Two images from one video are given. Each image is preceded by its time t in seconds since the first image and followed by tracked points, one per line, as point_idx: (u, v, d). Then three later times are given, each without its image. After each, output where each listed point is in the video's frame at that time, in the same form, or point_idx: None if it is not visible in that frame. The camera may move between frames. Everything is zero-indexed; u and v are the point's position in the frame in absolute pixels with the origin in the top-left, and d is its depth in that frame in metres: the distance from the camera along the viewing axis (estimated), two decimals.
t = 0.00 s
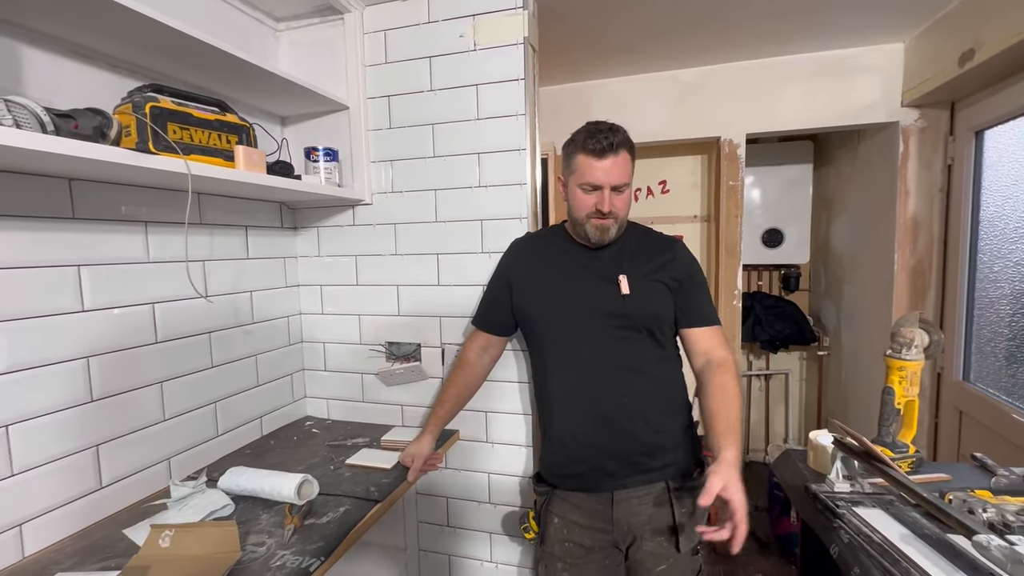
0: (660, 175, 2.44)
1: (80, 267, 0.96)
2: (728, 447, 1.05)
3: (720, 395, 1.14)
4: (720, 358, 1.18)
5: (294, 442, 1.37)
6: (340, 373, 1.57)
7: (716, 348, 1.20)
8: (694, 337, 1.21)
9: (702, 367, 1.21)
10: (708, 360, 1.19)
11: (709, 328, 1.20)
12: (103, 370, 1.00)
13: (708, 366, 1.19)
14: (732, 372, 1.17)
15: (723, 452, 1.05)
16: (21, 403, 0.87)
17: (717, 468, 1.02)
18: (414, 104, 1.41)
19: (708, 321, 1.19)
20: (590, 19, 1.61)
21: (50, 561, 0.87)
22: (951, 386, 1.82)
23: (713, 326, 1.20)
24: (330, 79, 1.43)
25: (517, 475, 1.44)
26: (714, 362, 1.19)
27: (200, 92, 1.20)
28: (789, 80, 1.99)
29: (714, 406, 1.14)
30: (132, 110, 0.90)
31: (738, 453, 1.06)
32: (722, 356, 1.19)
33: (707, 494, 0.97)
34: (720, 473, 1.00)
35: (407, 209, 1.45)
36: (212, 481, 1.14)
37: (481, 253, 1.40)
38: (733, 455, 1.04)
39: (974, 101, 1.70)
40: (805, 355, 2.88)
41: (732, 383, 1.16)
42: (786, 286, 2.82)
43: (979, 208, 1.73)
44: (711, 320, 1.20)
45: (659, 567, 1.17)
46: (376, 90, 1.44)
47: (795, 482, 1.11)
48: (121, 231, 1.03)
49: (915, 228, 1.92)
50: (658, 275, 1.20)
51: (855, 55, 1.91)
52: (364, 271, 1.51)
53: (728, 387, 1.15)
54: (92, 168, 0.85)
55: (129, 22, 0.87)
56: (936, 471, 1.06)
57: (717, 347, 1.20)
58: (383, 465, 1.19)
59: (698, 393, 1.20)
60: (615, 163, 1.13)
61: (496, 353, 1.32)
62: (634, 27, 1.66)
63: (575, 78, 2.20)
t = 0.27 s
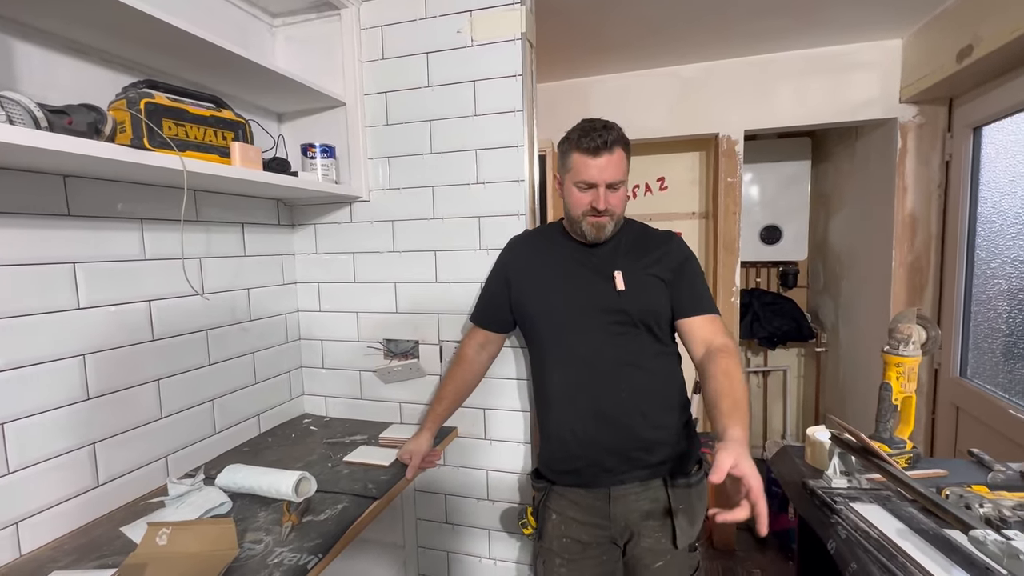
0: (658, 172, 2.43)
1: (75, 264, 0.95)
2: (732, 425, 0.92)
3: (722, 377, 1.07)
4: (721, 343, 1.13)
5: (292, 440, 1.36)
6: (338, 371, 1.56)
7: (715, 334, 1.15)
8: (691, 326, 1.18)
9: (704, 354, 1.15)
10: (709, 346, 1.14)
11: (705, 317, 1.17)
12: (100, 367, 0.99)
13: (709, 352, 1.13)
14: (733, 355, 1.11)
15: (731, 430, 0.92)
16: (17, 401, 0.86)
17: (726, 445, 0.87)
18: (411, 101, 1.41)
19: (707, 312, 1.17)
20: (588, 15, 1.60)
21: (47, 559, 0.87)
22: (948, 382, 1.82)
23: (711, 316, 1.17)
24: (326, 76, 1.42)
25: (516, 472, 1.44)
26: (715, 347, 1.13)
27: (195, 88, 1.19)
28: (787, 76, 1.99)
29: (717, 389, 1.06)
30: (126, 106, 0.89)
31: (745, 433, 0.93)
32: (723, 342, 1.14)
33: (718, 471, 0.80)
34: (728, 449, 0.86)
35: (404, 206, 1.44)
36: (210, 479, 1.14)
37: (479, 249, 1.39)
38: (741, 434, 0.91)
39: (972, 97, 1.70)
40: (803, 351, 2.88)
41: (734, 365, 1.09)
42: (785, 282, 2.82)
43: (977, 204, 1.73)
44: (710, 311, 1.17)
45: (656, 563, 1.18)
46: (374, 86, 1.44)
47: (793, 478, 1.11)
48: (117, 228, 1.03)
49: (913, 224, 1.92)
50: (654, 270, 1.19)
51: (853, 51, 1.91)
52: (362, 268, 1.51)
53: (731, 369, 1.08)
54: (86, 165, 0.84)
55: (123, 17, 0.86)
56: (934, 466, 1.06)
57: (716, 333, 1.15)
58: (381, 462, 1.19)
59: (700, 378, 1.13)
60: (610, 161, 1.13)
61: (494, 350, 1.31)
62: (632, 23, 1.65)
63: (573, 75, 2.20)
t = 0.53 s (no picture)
0: (657, 169, 2.43)
1: (71, 262, 0.95)
2: (691, 460, 1.10)
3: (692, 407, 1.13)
4: (703, 362, 1.15)
5: (290, 438, 1.36)
6: (336, 369, 1.56)
7: (702, 347, 1.16)
8: (682, 334, 1.18)
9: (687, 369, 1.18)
10: (692, 363, 1.17)
11: (698, 323, 1.17)
12: (96, 366, 0.99)
13: (690, 370, 1.17)
14: (711, 378, 1.14)
15: (688, 464, 1.10)
16: (13, 400, 0.86)
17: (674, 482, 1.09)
18: (408, 98, 1.40)
19: (701, 317, 1.16)
20: (585, 12, 1.60)
21: (44, 558, 0.87)
22: (945, 379, 1.83)
23: (704, 322, 1.17)
24: (323, 73, 1.42)
25: (514, 469, 1.45)
26: (695, 366, 1.16)
27: (191, 85, 1.19)
28: (785, 73, 1.99)
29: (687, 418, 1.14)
30: (121, 103, 0.89)
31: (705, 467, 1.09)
32: (705, 359, 1.15)
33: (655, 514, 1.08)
34: (674, 491, 1.08)
35: (402, 203, 1.44)
36: (207, 477, 1.14)
37: (477, 247, 1.39)
38: (698, 469, 1.09)
39: (970, 94, 1.70)
40: (801, 349, 2.88)
41: (708, 391, 1.13)
42: (783, 280, 2.83)
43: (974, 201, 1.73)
44: (704, 316, 1.17)
45: (652, 563, 1.17)
46: (371, 83, 1.43)
47: (790, 475, 1.11)
48: (113, 226, 1.02)
49: (910, 221, 1.92)
50: (651, 270, 1.18)
51: (851, 48, 1.91)
52: (359, 266, 1.50)
53: (704, 397, 1.12)
54: (81, 162, 0.84)
55: (117, 13, 0.86)
56: (930, 463, 1.07)
57: (704, 346, 1.16)
58: (378, 460, 1.19)
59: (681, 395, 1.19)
60: (599, 156, 1.12)
61: (492, 348, 1.31)
62: (629, 20, 1.65)
63: (571, 72, 2.19)
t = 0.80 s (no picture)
0: (657, 166, 2.43)
1: (69, 258, 0.95)
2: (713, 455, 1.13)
3: (707, 400, 1.17)
4: (710, 357, 1.18)
5: (290, 434, 1.36)
6: (336, 365, 1.56)
7: (708, 342, 1.19)
8: (688, 329, 1.20)
9: (694, 364, 1.21)
10: (699, 358, 1.19)
11: (702, 319, 1.19)
12: (96, 362, 0.99)
13: (698, 366, 1.20)
14: (720, 372, 1.17)
15: (711, 458, 1.13)
16: (12, 396, 0.86)
17: (701, 478, 1.12)
18: (408, 93, 1.40)
19: (703, 313, 1.19)
20: (585, 7, 1.59)
21: (44, 554, 0.87)
22: (945, 376, 1.83)
23: (707, 318, 1.20)
24: (322, 68, 1.41)
25: (514, 465, 1.45)
26: (704, 361, 1.19)
27: (189, 80, 1.18)
28: (786, 69, 1.98)
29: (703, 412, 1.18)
30: (118, 98, 0.88)
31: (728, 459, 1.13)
32: (713, 353, 1.18)
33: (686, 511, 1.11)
34: (701, 485, 1.11)
35: (401, 200, 1.44)
36: (207, 473, 1.14)
37: (477, 244, 1.39)
38: (721, 463, 1.12)
39: (972, 90, 1.69)
40: (801, 345, 2.89)
41: (720, 385, 1.17)
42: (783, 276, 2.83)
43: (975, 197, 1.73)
44: (707, 312, 1.20)
45: (652, 558, 1.18)
46: (370, 79, 1.43)
47: (790, 471, 1.11)
48: (112, 222, 1.02)
49: (911, 217, 1.91)
50: (655, 265, 1.19)
51: (853, 44, 1.90)
52: (359, 262, 1.50)
53: (715, 389, 1.16)
54: (79, 158, 0.84)
55: (115, 8, 0.85)
56: (930, 459, 1.07)
57: (710, 341, 1.19)
58: (379, 456, 1.19)
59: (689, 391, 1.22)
60: (600, 151, 1.11)
61: (492, 344, 1.31)
62: (630, 15, 1.64)
63: (571, 67, 2.18)
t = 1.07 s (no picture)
0: (660, 162, 2.42)
1: (72, 255, 0.95)
2: (730, 452, 1.15)
3: (717, 399, 1.19)
4: (715, 355, 1.18)
5: (294, 431, 1.37)
6: (339, 363, 1.56)
7: (713, 340, 1.19)
8: (692, 327, 1.20)
9: (699, 362, 1.22)
10: (704, 356, 1.20)
11: (706, 317, 1.19)
12: (99, 360, 0.99)
13: (703, 364, 1.20)
14: (726, 370, 1.18)
15: (728, 455, 1.15)
16: (16, 393, 0.86)
17: (721, 477, 1.14)
18: (409, 90, 1.39)
19: (707, 311, 1.19)
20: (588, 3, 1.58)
21: (50, 550, 0.87)
22: (949, 372, 1.82)
23: (711, 316, 1.20)
24: (324, 64, 1.41)
25: (516, 462, 1.45)
26: (709, 359, 1.19)
27: (192, 77, 1.18)
28: (790, 65, 1.97)
29: (714, 410, 1.20)
30: (121, 95, 0.88)
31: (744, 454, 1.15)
32: (718, 351, 1.19)
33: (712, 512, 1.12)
34: (722, 484, 1.13)
35: (403, 197, 1.43)
36: (211, 470, 1.14)
37: (479, 241, 1.39)
38: (739, 459, 1.14)
39: (977, 85, 1.68)
40: (803, 342, 2.88)
41: (727, 383, 1.18)
42: (786, 273, 2.82)
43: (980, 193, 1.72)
44: (711, 310, 1.20)
45: (656, 553, 1.19)
46: (372, 76, 1.42)
47: (794, 468, 1.11)
48: (115, 219, 1.02)
49: (915, 213, 1.91)
50: (659, 263, 1.18)
51: (857, 39, 1.89)
52: (361, 259, 1.50)
53: (723, 387, 1.18)
54: (82, 155, 0.83)
55: (117, 5, 0.85)
56: (934, 456, 1.06)
57: (714, 339, 1.19)
58: (382, 453, 1.19)
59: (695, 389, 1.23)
60: (598, 145, 1.11)
61: (494, 341, 1.31)
62: (633, 10, 1.63)
63: (574, 63, 2.17)
